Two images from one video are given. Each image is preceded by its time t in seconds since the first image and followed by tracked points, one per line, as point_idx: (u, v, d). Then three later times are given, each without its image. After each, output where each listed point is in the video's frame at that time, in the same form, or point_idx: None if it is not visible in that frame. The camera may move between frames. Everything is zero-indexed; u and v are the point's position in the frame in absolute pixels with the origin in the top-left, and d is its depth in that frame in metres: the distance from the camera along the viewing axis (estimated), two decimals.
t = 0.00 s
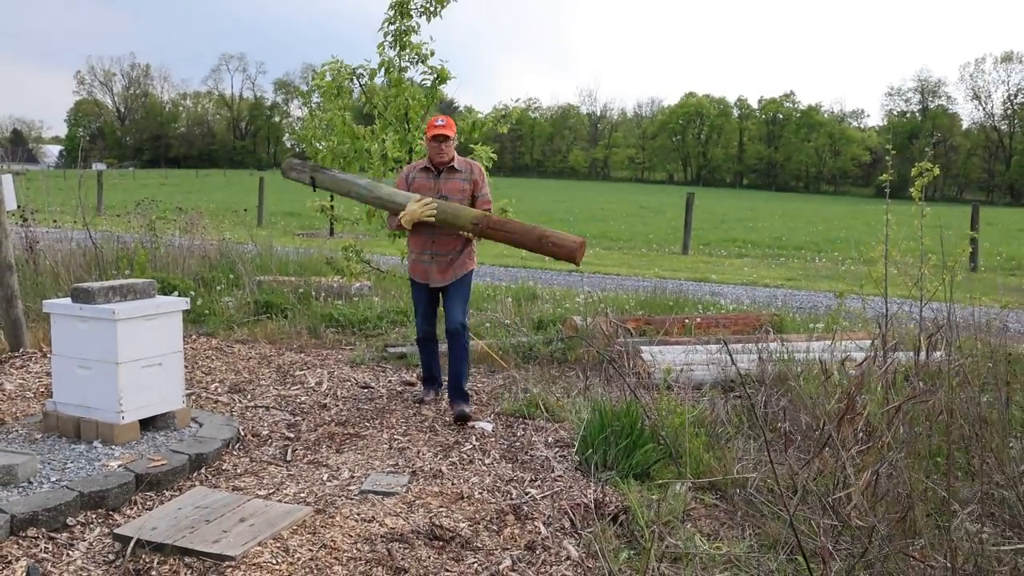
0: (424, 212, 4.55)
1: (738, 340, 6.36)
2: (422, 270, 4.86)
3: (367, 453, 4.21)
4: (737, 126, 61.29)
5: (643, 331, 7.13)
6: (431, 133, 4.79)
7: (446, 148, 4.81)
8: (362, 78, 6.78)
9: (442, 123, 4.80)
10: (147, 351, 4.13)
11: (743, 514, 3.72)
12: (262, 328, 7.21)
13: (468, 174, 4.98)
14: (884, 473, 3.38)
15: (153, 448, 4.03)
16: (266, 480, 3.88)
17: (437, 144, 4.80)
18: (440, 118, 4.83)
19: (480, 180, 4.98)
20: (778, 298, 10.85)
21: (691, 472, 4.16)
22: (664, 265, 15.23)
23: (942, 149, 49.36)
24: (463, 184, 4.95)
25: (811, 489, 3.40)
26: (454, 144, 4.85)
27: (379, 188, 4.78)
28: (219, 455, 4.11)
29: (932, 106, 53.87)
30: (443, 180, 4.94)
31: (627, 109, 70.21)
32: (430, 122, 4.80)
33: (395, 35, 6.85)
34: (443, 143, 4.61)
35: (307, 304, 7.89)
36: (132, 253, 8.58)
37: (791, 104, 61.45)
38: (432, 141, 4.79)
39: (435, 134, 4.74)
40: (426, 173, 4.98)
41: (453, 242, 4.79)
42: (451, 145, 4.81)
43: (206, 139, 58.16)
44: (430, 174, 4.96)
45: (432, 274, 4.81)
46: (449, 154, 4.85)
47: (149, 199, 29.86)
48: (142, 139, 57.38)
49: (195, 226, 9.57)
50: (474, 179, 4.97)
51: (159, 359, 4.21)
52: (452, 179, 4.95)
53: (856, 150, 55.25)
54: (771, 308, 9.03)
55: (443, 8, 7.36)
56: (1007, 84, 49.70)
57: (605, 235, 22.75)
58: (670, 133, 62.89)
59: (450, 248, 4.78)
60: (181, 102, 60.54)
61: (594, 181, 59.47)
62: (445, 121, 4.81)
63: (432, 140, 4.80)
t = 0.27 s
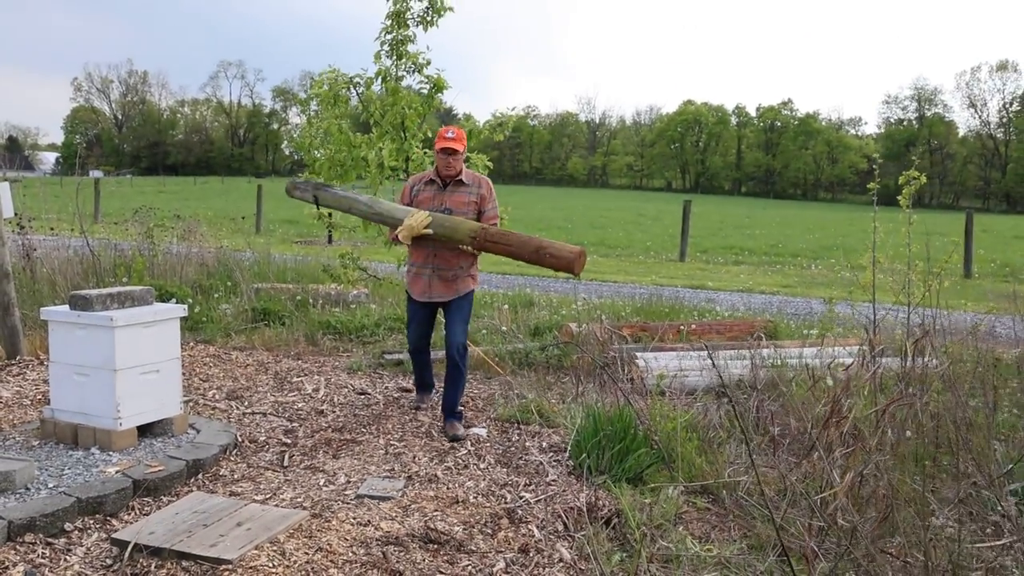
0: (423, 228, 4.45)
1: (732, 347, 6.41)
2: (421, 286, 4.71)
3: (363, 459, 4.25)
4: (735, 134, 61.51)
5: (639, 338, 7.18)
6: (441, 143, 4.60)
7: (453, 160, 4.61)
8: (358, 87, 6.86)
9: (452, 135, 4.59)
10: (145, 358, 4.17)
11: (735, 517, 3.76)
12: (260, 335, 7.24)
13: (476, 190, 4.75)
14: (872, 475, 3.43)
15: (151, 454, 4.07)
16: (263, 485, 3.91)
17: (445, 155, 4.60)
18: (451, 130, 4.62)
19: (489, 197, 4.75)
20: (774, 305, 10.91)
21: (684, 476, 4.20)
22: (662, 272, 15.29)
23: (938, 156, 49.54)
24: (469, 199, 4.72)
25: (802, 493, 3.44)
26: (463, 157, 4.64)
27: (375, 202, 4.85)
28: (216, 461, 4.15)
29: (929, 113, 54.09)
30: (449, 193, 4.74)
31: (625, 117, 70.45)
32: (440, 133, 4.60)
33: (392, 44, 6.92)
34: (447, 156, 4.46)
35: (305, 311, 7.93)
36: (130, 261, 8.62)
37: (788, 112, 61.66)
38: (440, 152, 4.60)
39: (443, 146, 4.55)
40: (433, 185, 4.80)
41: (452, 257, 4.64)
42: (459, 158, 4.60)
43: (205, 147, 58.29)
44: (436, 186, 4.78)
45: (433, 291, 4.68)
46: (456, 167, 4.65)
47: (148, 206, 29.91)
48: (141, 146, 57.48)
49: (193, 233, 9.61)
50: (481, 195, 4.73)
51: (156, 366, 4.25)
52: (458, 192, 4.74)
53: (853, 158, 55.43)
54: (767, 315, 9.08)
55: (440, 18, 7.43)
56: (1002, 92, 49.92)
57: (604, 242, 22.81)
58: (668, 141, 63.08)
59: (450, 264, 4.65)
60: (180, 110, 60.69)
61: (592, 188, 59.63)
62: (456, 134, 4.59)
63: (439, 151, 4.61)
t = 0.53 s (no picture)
0: (410, 230, 4.38)
1: (720, 352, 6.48)
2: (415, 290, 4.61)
3: (354, 464, 4.29)
4: (726, 140, 61.81)
5: (628, 344, 7.23)
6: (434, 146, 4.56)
7: (448, 164, 4.58)
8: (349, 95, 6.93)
9: (446, 137, 4.57)
10: (136, 364, 4.19)
11: (721, 520, 3.82)
12: (251, 342, 7.26)
13: (471, 192, 4.73)
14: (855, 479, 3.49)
15: (142, 461, 4.09)
16: (254, 491, 3.94)
17: (439, 160, 4.57)
18: (445, 132, 4.60)
19: (484, 200, 4.74)
20: (763, 311, 10.99)
21: (671, 480, 4.25)
22: (653, 278, 15.36)
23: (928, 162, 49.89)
24: (465, 202, 4.71)
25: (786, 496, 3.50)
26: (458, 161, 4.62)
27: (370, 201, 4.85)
28: (207, 467, 4.17)
29: (918, 120, 54.49)
30: (443, 196, 4.71)
31: (616, 123, 70.69)
32: (434, 135, 4.58)
33: (383, 53, 6.98)
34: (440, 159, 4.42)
35: (296, 318, 7.96)
36: (121, 268, 8.63)
37: (779, 119, 61.99)
38: (434, 156, 4.57)
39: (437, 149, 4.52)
40: (427, 188, 4.77)
41: (448, 262, 4.58)
42: (454, 162, 4.58)
43: (196, 153, 58.17)
44: (429, 189, 4.75)
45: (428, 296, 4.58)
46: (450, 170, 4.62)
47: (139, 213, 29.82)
48: (132, 153, 57.31)
49: (184, 240, 9.62)
50: (476, 198, 4.73)
51: (147, 372, 4.27)
52: (453, 195, 4.71)
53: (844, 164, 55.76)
54: (756, 320, 9.16)
55: (430, 26, 7.50)
56: (991, 98, 50.34)
57: (596, 249, 22.89)
58: (659, 147, 63.32)
59: (449, 270, 4.59)
60: (171, 116, 60.56)
61: (584, 194, 59.77)
62: (449, 136, 4.57)
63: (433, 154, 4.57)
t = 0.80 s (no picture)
0: (407, 250, 4.22)
1: (715, 361, 6.53)
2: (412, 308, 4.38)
3: (353, 473, 4.33)
4: (722, 149, 62.08)
5: (625, 353, 7.27)
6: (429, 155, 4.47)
7: (446, 172, 4.49)
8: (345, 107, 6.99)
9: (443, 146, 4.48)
10: (136, 374, 4.23)
11: (716, 527, 3.86)
12: (249, 352, 7.29)
13: (471, 203, 4.66)
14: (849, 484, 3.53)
15: (143, 470, 4.12)
16: (254, 499, 3.97)
17: (438, 169, 4.48)
18: (441, 141, 4.51)
19: (483, 210, 4.67)
20: (759, 319, 11.05)
21: (668, 488, 4.29)
22: (649, 288, 15.42)
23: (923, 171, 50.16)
24: (464, 214, 4.62)
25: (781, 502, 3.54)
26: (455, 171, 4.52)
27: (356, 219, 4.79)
28: (208, 475, 4.21)
29: (913, 129, 54.80)
30: (443, 209, 4.63)
31: (612, 133, 70.95)
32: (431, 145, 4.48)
33: (380, 65, 7.04)
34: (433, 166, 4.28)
35: (294, 328, 7.99)
36: (119, 279, 8.66)
37: (774, 128, 62.28)
38: (432, 166, 4.48)
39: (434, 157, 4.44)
40: (425, 202, 4.68)
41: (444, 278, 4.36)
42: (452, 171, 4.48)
43: (193, 164, 58.23)
44: (427, 204, 4.67)
45: (427, 313, 4.37)
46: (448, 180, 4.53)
47: (136, 223, 29.83)
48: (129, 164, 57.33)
49: (182, 251, 9.66)
50: (476, 210, 4.65)
51: (148, 383, 4.31)
52: (452, 208, 4.63)
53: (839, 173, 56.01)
54: (751, 329, 9.22)
55: (427, 39, 7.57)
56: (985, 107, 50.67)
57: (592, 258, 22.97)
58: (655, 157, 63.56)
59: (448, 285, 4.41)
60: (168, 127, 60.65)
61: (580, 204, 59.89)
62: (447, 144, 4.48)
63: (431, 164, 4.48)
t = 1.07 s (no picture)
0: (389, 274, 3.98)
1: (709, 367, 6.54)
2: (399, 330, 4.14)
3: (349, 482, 4.31)
4: (714, 156, 62.33)
5: (619, 360, 7.28)
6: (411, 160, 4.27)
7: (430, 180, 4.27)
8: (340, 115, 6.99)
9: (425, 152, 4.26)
10: (130, 384, 4.21)
11: (713, 532, 3.87)
12: (243, 361, 7.27)
13: (458, 212, 4.41)
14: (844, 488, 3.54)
15: (136, 480, 4.10)
16: (250, 508, 3.95)
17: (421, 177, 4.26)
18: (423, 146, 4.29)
19: (471, 219, 4.41)
20: (752, 325, 11.09)
21: (664, 493, 4.29)
22: (642, 294, 15.46)
23: (914, 177, 50.45)
24: (450, 224, 4.38)
25: (777, 507, 3.55)
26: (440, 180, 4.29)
27: (337, 241, 4.67)
28: (202, 485, 4.19)
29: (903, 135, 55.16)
30: (428, 219, 4.39)
31: (605, 140, 71.15)
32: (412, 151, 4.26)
33: (375, 73, 7.05)
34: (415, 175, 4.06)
35: (288, 336, 7.97)
36: (112, 287, 8.62)
37: (766, 135, 62.55)
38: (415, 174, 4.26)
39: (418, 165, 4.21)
40: (410, 212, 4.46)
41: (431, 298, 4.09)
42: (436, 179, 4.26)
43: (185, 172, 58.11)
44: (412, 215, 4.44)
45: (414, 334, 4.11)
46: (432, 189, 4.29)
47: (128, 231, 29.71)
48: (120, 172, 57.15)
49: (175, 259, 9.63)
50: (462, 219, 4.39)
51: (142, 392, 4.29)
52: (437, 218, 4.38)
53: (831, 179, 56.28)
54: (744, 335, 9.25)
55: (422, 46, 7.59)
56: (975, 113, 51.05)
57: (585, 265, 23.01)
58: (647, 163, 63.75)
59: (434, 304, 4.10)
60: (160, 135, 60.53)
61: (573, 211, 59.99)
62: (428, 150, 4.26)
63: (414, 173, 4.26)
